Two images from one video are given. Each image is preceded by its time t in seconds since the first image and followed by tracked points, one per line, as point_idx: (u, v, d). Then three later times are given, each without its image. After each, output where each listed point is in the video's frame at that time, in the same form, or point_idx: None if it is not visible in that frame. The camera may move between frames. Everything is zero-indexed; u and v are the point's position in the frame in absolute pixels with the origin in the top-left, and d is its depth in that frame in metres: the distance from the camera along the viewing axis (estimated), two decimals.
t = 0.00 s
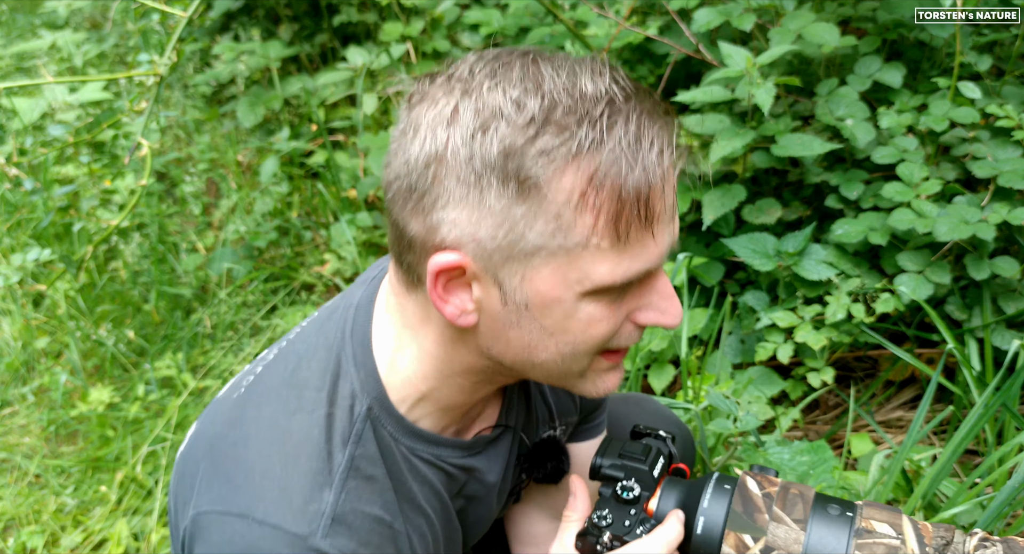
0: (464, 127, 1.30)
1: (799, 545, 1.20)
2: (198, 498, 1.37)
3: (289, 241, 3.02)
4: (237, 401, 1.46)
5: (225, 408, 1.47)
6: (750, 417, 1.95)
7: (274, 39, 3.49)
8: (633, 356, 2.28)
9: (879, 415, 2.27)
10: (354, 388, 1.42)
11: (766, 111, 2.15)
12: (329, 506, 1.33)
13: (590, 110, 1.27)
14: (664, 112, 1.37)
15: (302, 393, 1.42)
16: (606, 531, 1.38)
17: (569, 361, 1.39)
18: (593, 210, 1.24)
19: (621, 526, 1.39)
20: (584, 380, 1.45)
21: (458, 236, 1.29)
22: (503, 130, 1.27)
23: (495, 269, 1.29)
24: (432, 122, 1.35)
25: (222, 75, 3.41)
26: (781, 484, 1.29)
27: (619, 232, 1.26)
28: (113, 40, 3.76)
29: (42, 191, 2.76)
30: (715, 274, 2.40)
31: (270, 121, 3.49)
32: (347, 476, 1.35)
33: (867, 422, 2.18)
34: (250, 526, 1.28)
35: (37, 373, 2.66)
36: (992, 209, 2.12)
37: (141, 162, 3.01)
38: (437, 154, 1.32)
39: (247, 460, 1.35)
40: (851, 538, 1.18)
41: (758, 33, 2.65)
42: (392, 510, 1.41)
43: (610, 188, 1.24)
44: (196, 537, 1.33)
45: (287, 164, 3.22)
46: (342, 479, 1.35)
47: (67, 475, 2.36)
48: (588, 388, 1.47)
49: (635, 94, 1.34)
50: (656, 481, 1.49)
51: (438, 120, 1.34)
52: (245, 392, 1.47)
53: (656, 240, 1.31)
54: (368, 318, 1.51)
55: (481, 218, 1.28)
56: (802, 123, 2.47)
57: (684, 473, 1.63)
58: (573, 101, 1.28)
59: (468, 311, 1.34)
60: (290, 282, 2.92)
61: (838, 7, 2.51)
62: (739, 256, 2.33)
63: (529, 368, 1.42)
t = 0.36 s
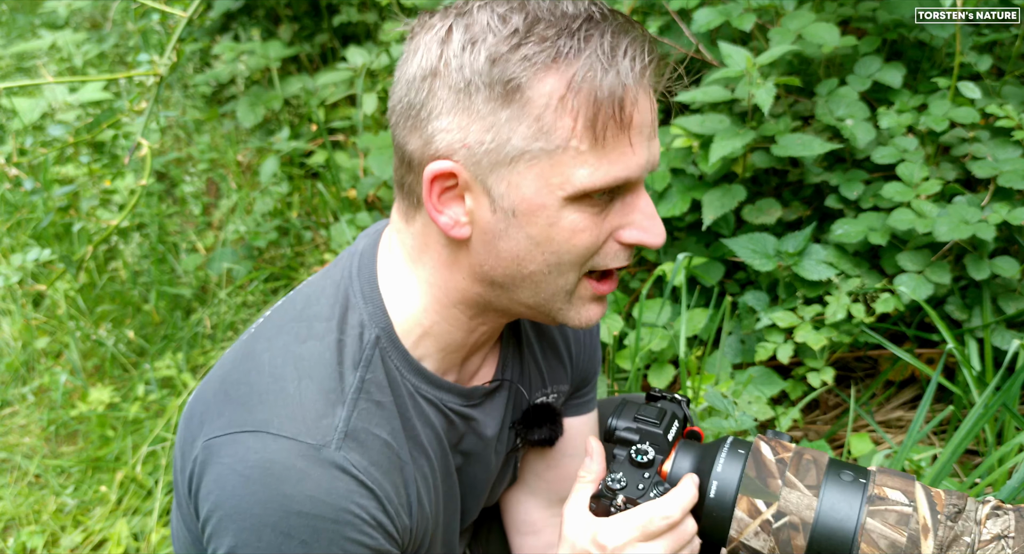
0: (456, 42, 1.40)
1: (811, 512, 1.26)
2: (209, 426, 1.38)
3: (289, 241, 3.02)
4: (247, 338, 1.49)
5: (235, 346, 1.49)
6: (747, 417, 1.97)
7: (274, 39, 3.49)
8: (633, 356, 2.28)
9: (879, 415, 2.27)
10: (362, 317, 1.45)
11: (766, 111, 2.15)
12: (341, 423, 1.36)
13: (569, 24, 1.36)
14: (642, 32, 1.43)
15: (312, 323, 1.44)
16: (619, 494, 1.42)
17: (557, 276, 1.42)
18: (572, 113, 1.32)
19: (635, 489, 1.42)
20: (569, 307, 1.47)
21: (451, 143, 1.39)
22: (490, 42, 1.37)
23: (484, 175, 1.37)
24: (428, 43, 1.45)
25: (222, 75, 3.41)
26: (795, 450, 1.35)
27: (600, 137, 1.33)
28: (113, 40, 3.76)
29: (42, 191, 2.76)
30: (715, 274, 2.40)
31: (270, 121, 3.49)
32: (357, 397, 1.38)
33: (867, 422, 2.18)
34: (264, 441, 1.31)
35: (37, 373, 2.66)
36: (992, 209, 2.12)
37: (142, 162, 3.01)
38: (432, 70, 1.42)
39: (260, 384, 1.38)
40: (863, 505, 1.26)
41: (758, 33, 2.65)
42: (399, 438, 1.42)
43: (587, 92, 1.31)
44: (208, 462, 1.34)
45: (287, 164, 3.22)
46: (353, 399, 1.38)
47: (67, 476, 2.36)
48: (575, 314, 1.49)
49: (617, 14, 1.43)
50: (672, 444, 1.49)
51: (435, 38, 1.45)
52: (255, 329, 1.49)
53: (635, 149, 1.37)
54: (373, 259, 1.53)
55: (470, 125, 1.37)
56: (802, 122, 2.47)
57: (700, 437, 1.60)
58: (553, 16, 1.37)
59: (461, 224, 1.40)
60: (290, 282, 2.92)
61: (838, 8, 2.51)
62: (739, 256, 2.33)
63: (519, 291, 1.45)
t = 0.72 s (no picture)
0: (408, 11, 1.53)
1: (812, 488, 1.32)
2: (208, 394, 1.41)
3: (289, 241, 3.02)
4: (248, 313, 1.52)
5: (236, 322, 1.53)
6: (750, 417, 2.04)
7: (274, 39, 3.49)
8: (633, 355, 2.28)
9: (880, 415, 2.27)
10: (357, 286, 1.50)
11: (766, 111, 2.15)
12: (333, 386, 1.38)
13: None
14: None
15: (308, 293, 1.49)
16: (624, 469, 1.47)
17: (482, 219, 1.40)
18: (467, 48, 1.36)
19: (640, 464, 1.47)
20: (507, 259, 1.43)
21: (390, 97, 1.50)
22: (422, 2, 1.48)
23: (412, 120, 1.45)
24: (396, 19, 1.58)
25: (222, 75, 3.41)
26: (798, 430, 1.40)
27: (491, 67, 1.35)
28: (113, 40, 3.76)
29: (42, 191, 2.76)
30: (715, 274, 2.40)
31: (270, 121, 3.49)
32: (351, 361, 1.41)
33: (867, 422, 2.18)
34: (259, 401, 1.34)
35: (37, 373, 2.66)
36: (992, 209, 2.12)
37: (142, 161, 3.02)
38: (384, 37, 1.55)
39: (257, 348, 1.41)
40: (864, 482, 1.30)
41: (758, 32, 2.64)
42: (393, 404, 1.44)
43: (477, 27, 1.36)
44: (206, 426, 1.36)
45: (287, 164, 3.22)
46: (346, 363, 1.40)
47: (67, 476, 2.36)
48: (511, 264, 1.43)
49: None
50: (677, 423, 1.52)
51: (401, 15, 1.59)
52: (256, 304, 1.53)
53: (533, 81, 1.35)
54: (371, 237, 1.59)
55: (401, 77, 1.46)
56: (802, 123, 2.47)
57: (707, 420, 1.63)
58: None
59: (402, 172, 1.48)
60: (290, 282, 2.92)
61: (838, 7, 2.50)
62: (739, 256, 2.33)
63: (457, 239, 1.44)
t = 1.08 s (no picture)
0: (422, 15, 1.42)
1: (796, 473, 1.37)
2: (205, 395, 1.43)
3: (290, 241, 3.04)
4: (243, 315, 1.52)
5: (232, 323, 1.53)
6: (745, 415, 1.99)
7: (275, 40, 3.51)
8: (632, 354, 2.29)
9: (878, 414, 2.29)
10: (351, 288, 1.49)
11: (765, 111, 2.16)
12: (327, 388, 1.39)
13: None
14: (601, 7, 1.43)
15: (303, 295, 1.49)
16: (610, 457, 1.49)
17: (518, 244, 1.41)
18: (524, 80, 1.32)
19: (626, 452, 1.49)
20: (538, 274, 1.45)
21: (414, 112, 1.40)
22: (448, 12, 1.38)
23: (445, 143, 1.38)
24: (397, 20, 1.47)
25: (224, 76, 3.43)
26: (782, 417, 1.46)
27: (553, 103, 1.33)
28: (115, 41, 3.77)
29: (45, 192, 2.78)
30: (714, 274, 2.41)
31: (271, 122, 3.51)
32: (344, 363, 1.42)
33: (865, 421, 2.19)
34: (254, 404, 1.36)
35: (40, 373, 2.67)
36: (989, 209, 2.14)
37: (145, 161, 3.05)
38: (399, 42, 1.44)
39: (251, 352, 1.42)
40: (848, 465, 1.36)
41: (757, 34, 2.66)
42: (387, 405, 1.46)
43: (536, 60, 1.32)
44: (202, 429, 1.38)
45: (289, 165, 3.23)
46: (340, 366, 1.41)
47: (69, 474, 2.37)
48: (538, 283, 1.47)
49: None
50: (664, 414, 1.56)
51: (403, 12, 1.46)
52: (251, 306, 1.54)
53: (588, 117, 1.36)
54: (364, 237, 1.58)
55: (432, 92, 1.38)
56: (801, 123, 2.48)
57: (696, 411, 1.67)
58: None
59: (427, 191, 1.42)
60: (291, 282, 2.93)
61: (836, 9, 2.52)
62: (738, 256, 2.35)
63: (484, 256, 1.44)
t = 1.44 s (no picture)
0: (465, 111, 1.33)
1: (817, 521, 1.21)
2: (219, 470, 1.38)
3: (291, 241, 3.04)
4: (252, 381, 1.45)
5: (239, 389, 1.46)
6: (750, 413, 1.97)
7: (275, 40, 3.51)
8: (632, 355, 2.29)
9: (878, 414, 2.29)
10: (363, 359, 1.41)
11: (765, 111, 2.16)
12: (343, 469, 1.33)
13: (577, 100, 1.30)
14: (644, 104, 1.39)
15: (314, 365, 1.41)
16: (626, 511, 1.35)
17: (554, 338, 1.40)
18: (577, 191, 1.28)
19: (641, 505, 1.35)
20: (571, 361, 1.45)
21: (455, 211, 1.33)
22: (495, 115, 1.31)
23: (487, 244, 1.32)
24: (435, 107, 1.38)
25: (224, 76, 3.43)
26: (801, 459, 1.29)
27: (604, 212, 1.29)
28: (115, 41, 3.77)
29: (46, 192, 2.78)
30: (713, 274, 2.41)
31: (271, 122, 3.51)
32: (359, 443, 1.35)
33: (866, 421, 2.19)
34: (270, 490, 1.30)
35: (40, 373, 2.68)
36: (989, 209, 2.14)
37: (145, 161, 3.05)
38: (438, 134, 1.35)
39: (263, 431, 1.36)
40: (869, 512, 1.19)
41: (757, 34, 2.66)
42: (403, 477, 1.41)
43: (592, 171, 1.27)
44: (219, 508, 1.35)
45: (289, 165, 3.23)
46: (354, 446, 1.35)
47: (69, 474, 2.38)
48: (567, 367, 1.46)
49: (615, 78, 1.38)
50: (680, 458, 1.40)
51: (440, 104, 1.37)
52: (259, 373, 1.46)
53: (635, 224, 1.33)
54: (375, 296, 1.49)
55: (475, 194, 1.31)
56: (801, 123, 2.48)
57: (712, 449, 1.53)
58: (561, 92, 1.31)
59: (462, 284, 1.37)
60: (292, 282, 2.94)
61: (836, 9, 2.52)
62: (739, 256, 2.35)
63: (517, 342, 1.42)
